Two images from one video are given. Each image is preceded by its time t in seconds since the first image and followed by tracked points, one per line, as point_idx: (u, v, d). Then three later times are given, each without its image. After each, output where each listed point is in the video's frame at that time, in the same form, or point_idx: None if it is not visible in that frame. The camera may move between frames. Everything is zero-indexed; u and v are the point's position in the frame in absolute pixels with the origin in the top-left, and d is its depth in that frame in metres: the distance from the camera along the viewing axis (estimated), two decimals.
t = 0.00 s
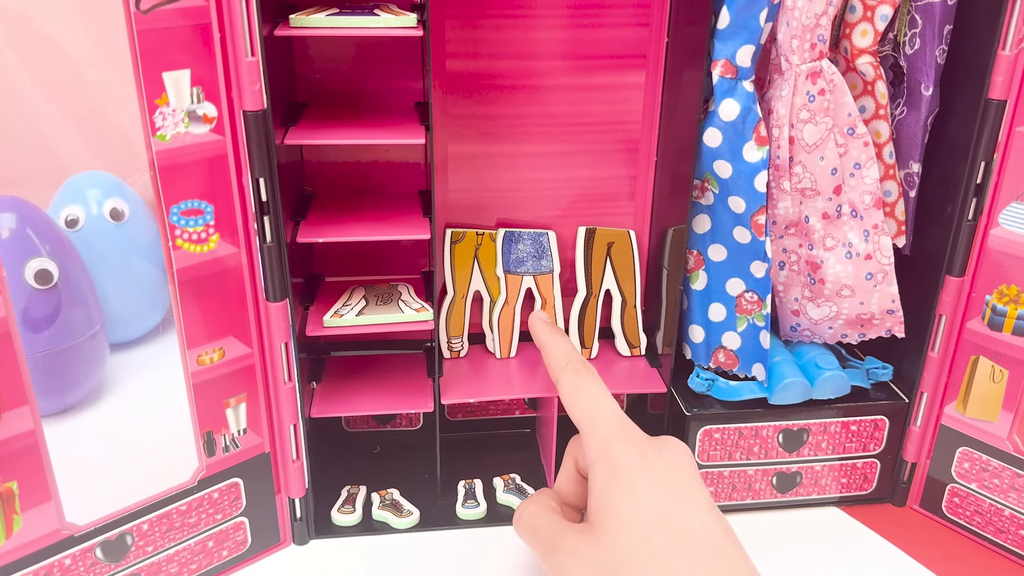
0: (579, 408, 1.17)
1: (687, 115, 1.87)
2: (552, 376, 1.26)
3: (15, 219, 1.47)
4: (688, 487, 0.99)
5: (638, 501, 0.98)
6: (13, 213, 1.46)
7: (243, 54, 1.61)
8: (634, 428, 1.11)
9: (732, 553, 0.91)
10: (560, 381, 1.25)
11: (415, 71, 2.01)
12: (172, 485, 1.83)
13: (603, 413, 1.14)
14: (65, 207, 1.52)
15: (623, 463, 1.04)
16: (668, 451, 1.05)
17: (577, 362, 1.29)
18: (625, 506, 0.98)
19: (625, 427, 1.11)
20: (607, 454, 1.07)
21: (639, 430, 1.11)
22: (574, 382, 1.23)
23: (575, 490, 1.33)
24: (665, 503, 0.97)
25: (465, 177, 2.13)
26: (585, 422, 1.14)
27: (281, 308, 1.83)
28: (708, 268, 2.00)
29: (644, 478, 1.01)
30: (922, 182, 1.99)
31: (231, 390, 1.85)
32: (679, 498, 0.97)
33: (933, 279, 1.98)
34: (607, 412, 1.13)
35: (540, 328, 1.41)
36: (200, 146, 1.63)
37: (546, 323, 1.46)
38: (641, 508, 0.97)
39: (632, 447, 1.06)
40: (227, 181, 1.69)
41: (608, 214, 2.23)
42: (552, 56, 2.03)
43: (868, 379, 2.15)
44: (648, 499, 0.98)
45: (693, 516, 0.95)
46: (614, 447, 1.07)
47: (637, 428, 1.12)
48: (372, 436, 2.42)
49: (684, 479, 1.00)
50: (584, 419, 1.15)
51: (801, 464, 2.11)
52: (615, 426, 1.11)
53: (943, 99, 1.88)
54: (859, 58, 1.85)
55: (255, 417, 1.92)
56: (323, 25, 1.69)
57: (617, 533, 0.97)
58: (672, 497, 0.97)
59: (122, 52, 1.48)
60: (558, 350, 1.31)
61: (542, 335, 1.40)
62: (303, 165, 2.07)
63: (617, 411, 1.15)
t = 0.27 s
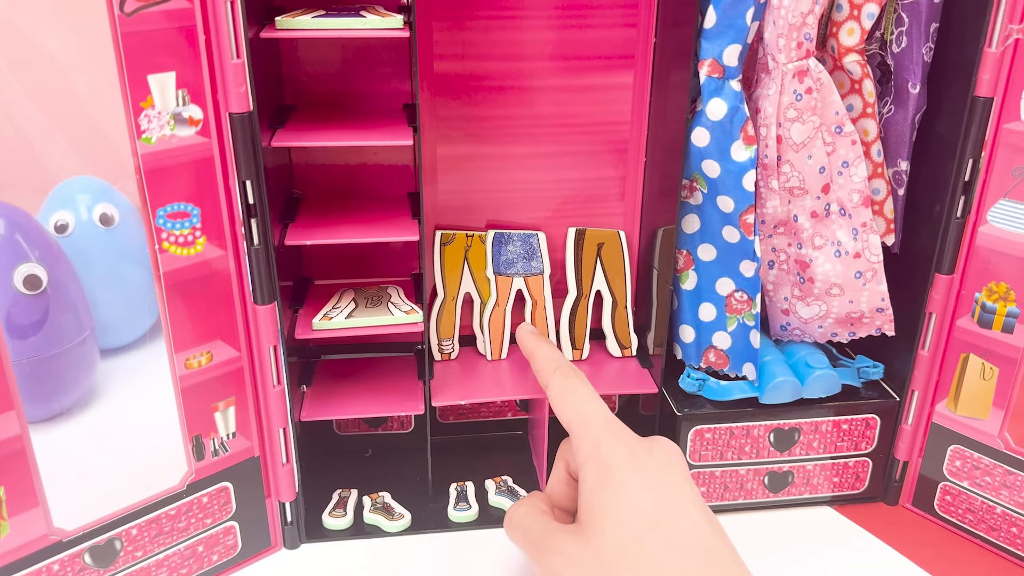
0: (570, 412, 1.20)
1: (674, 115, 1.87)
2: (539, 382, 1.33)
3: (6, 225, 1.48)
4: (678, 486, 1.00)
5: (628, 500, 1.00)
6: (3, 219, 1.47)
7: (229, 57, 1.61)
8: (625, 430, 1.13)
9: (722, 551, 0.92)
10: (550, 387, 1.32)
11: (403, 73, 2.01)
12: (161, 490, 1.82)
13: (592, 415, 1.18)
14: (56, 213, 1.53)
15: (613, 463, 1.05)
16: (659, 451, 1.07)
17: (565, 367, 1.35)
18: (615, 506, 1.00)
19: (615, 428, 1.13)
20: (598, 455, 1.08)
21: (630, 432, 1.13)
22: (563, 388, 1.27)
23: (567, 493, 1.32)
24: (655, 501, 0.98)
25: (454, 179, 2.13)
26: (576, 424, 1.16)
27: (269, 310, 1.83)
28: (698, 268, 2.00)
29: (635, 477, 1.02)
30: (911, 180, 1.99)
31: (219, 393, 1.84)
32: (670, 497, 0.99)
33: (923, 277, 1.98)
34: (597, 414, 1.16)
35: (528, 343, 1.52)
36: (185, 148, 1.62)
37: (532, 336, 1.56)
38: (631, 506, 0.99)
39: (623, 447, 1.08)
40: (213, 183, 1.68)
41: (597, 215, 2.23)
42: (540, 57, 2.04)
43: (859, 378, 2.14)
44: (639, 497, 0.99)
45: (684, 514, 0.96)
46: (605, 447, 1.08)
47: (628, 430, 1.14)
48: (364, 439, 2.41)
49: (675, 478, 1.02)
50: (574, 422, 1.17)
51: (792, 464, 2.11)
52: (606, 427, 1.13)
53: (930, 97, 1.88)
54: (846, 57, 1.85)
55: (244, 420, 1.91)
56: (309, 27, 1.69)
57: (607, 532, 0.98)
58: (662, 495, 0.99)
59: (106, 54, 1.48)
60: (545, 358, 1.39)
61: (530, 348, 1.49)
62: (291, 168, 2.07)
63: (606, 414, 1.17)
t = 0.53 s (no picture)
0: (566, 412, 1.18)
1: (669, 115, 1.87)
2: (534, 388, 1.27)
3: None
4: (675, 487, 0.99)
5: (624, 505, 0.98)
6: None
7: (222, 58, 1.60)
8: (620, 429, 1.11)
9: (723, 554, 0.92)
10: (545, 393, 1.26)
11: (397, 75, 2.00)
12: (156, 494, 1.81)
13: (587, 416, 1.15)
14: (49, 217, 1.53)
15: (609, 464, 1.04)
16: (653, 450, 1.06)
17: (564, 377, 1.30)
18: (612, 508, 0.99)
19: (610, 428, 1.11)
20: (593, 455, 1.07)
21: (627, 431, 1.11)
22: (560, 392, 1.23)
23: (564, 495, 1.31)
24: (654, 504, 0.97)
25: (449, 180, 2.13)
26: (570, 426, 1.14)
27: (263, 313, 1.82)
28: (694, 268, 1.99)
29: (631, 478, 1.01)
30: (906, 179, 1.99)
31: (214, 397, 1.83)
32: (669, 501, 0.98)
33: (918, 275, 1.98)
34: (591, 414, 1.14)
35: (524, 349, 1.45)
36: (178, 151, 1.62)
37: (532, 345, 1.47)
38: (628, 511, 0.97)
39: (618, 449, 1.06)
40: (207, 186, 1.68)
41: (593, 216, 2.22)
42: (535, 58, 2.03)
43: (856, 377, 2.14)
44: (636, 500, 0.98)
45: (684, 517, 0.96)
46: (601, 448, 1.07)
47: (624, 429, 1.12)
48: (361, 442, 2.40)
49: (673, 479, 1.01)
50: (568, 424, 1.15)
51: (789, 464, 2.10)
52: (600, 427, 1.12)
53: (924, 96, 1.89)
54: (840, 56, 1.85)
55: (239, 424, 1.90)
56: (302, 29, 1.69)
57: (604, 535, 0.97)
58: (658, 498, 0.98)
59: (99, 57, 1.48)
60: (541, 362, 1.33)
61: (527, 355, 1.42)
62: (285, 170, 2.06)
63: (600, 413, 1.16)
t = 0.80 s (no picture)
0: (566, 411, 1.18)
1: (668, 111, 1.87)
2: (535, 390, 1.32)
3: None
4: (675, 483, 0.99)
5: (625, 500, 0.98)
6: None
7: (220, 54, 1.59)
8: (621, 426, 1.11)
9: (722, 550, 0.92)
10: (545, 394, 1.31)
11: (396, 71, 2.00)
12: (157, 492, 1.81)
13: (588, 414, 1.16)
14: (47, 216, 1.52)
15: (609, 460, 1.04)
16: (655, 448, 1.06)
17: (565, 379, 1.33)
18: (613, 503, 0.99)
19: (610, 425, 1.11)
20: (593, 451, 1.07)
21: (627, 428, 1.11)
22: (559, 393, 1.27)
23: (564, 493, 1.31)
24: (654, 499, 0.97)
25: (448, 177, 2.12)
26: (571, 425, 1.14)
27: (262, 310, 1.81)
28: (694, 263, 1.99)
29: (632, 473, 1.01)
30: (905, 173, 1.99)
31: (214, 395, 1.83)
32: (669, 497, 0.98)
33: (918, 269, 1.98)
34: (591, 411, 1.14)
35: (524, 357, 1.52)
36: (177, 147, 1.61)
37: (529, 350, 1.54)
38: (630, 507, 0.97)
39: (619, 444, 1.06)
40: (206, 183, 1.67)
41: (592, 212, 2.22)
42: (533, 54, 2.03)
43: (856, 371, 2.15)
44: (636, 495, 0.98)
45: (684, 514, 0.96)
46: (601, 443, 1.07)
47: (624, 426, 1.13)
48: (361, 440, 2.40)
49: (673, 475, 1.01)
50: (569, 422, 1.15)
51: (790, 458, 2.10)
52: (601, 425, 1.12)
53: (923, 89, 1.89)
54: (838, 50, 1.86)
55: (239, 422, 1.90)
56: (299, 24, 1.69)
57: (605, 531, 0.97)
58: (659, 494, 0.98)
59: (97, 54, 1.47)
60: (541, 366, 1.39)
61: (527, 361, 1.48)
62: (284, 168, 2.06)
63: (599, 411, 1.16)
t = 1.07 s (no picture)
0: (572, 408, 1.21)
1: (665, 109, 1.88)
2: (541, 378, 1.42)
3: None
4: (679, 478, 1.00)
5: (631, 495, 0.98)
6: None
7: (218, 53, 1.60)
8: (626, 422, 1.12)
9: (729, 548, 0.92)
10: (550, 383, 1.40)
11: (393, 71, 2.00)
12: (155, 492, 1.81)
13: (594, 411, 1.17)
14: (45, 217, 1.51)
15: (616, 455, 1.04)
16: (660, 443, 1.07)
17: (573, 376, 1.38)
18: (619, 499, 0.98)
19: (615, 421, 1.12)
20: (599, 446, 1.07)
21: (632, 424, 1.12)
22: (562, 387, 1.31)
23: (565, 484, 1.31)
24: (661, 495, 0.97)
25: (446, 176, 2.13)
26: (578, 420, 1.16)
27: (261, 310, 1.82)
28: (691, 261, 2.00)
29: (638, 469, 1.01)
30: (902, 170, 2.00)
31: (212, 394, 1.83)
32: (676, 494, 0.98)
33: (915, 266, 1.99)
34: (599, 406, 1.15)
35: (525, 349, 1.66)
36: (174, 147, 1.61)
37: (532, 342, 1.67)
38: (636, 501, 0.97)
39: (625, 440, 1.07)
40: (203, 182, 1.67)
41: (590, 210, 2.22)
42: (530, 53, 2.03)
43: (853, 369, 2.14)
44: (643, 491, 0.98)
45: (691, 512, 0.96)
46: (608, 439, 1.07)
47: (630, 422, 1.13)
48: (359, 439, 2.40)
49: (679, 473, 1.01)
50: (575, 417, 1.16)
51: (788, 456, 2.11)
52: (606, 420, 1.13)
53: (920, 86, 1.89)
54: (835, 48, 1.86)
55: (238, 421, 1.90)
56: (297, 24, 1.69)
57: (611, 523, 0.96)
58: (665, 490, 0.98)
59: (94, 53, 1.47)
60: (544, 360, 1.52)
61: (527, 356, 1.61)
62: (282, 168, 2.06)
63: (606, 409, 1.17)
